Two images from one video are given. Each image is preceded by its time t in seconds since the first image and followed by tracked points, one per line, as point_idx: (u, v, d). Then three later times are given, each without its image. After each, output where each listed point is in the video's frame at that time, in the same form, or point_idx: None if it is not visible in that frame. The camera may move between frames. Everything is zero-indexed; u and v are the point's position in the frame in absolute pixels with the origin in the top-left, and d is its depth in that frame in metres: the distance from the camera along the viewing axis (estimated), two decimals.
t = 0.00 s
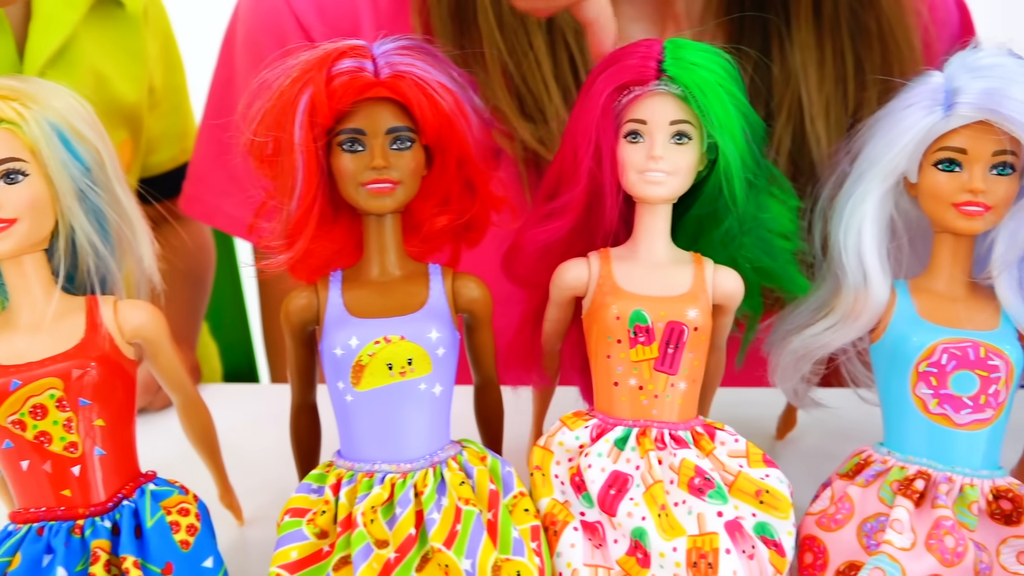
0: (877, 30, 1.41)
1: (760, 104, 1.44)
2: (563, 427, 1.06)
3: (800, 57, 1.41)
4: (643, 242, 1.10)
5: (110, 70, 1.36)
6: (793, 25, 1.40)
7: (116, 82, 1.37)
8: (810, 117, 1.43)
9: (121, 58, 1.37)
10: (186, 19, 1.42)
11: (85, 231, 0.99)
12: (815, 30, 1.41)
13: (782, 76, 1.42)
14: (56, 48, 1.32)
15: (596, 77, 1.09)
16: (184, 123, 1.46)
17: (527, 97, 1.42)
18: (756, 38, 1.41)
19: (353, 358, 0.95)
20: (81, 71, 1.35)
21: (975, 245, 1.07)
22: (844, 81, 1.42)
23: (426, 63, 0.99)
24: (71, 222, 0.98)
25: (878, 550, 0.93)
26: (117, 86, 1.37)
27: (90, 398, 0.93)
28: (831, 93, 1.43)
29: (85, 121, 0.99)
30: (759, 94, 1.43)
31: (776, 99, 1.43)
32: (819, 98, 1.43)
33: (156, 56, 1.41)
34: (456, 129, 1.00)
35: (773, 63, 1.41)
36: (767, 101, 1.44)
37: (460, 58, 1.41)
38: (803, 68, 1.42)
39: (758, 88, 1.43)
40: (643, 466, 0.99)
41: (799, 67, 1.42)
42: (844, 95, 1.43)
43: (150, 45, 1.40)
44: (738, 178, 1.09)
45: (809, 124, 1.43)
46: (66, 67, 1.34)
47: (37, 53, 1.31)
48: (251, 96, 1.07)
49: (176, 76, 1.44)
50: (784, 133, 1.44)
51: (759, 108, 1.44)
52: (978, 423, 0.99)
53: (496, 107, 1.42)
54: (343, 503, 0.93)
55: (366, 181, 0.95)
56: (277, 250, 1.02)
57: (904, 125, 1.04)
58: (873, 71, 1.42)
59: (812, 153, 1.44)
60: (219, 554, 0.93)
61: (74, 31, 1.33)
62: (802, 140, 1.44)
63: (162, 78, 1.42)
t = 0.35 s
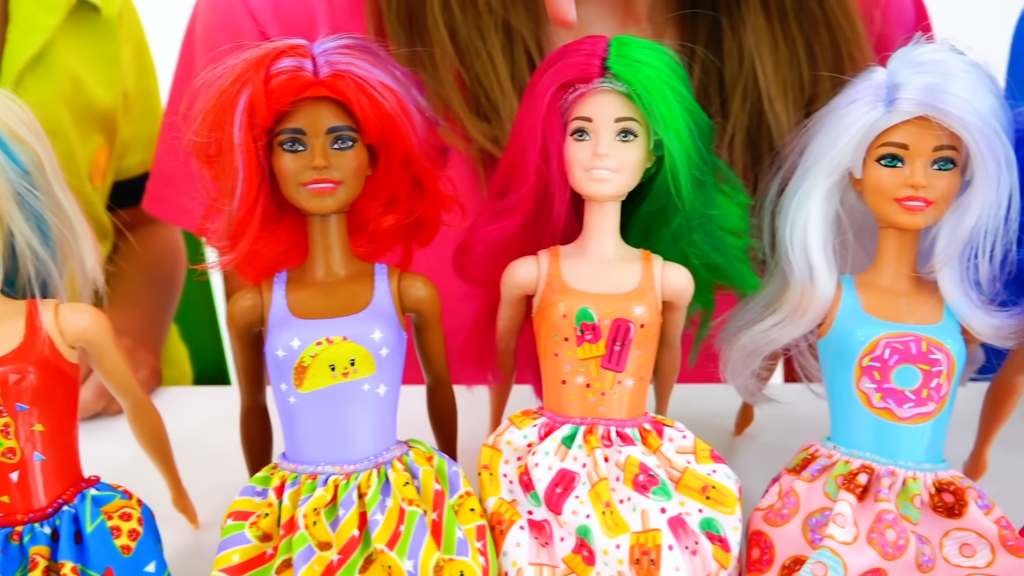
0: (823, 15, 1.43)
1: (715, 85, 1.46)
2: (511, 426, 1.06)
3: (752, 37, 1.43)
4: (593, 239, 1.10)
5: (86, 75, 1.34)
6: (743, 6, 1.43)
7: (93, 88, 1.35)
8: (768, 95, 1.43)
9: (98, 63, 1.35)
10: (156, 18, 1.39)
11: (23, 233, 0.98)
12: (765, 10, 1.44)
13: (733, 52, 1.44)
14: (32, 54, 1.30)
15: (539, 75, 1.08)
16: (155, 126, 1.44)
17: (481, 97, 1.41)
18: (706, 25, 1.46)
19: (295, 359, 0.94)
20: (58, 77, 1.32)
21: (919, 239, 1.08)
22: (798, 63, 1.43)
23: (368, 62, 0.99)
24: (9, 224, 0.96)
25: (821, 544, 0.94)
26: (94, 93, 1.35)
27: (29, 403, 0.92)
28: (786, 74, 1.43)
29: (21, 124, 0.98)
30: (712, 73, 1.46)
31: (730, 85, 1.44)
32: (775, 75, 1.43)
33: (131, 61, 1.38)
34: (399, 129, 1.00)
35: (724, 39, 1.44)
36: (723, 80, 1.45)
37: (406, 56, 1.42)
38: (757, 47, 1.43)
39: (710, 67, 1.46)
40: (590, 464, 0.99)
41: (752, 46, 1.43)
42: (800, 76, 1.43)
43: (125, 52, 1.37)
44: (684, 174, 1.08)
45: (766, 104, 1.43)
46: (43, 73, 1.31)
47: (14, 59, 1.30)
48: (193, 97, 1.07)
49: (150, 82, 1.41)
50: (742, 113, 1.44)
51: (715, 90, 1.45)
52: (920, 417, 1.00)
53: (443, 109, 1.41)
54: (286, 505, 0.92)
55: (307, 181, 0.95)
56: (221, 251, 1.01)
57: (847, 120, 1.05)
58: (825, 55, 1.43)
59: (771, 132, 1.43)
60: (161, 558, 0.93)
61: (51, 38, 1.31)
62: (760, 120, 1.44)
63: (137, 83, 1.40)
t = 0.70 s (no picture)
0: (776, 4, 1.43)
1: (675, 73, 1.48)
2: (462, 431, 1.06)
3: (711, 27, 1.44)
4: (546, 243, 1.09)
5: (59, 81, 1.38)
6: None
7: (66, 95, 1.39)
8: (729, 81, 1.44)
9: (70, 70, 1.40)
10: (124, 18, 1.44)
11: None
12: None
13: (692, 42, 1.46)
14: (6, 58, 1.33)
15: (488, 79, 1.08)
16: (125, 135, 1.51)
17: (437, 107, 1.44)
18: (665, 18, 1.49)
19: (241, 367, 0.94)
20: (30, 82, 1.36)
21: (867, 240, 1.08)
22: (756, 49, 1.44)
23: (314, 68, 0.98)
24: None
25: (768, 546, 0.94)
26: (66, 100, 1.39)
27: None
28: (745, 63, 1.45)
29: None
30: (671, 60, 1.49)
31: (690, 75, 1.46)
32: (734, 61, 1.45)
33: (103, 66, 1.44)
34: (346, 134, 0.99)
35: (681, 28, 1.47)
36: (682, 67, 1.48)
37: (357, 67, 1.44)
38: (717, 37, 1.44)
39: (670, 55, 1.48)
40: (540, 468, 1.00)
41: (711, 36, 1.44)
42: (758, 64, 1.45)
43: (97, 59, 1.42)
44: (632, 179, 1.08)
45: (728, 91, 1.44)
46: (16, 78, 1.35)
47: None
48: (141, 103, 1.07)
49: (123, 88, 1.47)
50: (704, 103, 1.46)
51: (675, 79, 1.48)
52: (868, 417, 1.01)
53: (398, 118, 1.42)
54: (232, 514, 0.92)
55: (251, 188, 0.94)
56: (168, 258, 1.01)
57: (795, 121, 1.05)
58: (780, 43, 1.45)
59: (734, 120, 1.44)
60: (106, 569, 0.92)
61: (25, 45, 1.35)
62: (721, 108, 1.45)
63: (109, 87, 1.45)
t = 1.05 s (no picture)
0: (749, 6, 1.48)
1: (651, 86, 1.51)
2: (417, 437, 1.06)
3: (686, 36, 1.48)
4: (501, 250, 1.10)
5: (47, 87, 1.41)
6: (674, 4, 1.49)
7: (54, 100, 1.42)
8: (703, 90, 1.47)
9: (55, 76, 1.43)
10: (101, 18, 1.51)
11: None
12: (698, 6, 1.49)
13: (668, 53, 1.50)
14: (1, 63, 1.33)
15: (442, 85, 1.09)
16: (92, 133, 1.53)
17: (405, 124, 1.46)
18: (642, 28, 1.54)
19: (190, 376, 0.94)
20: (21, 90, 1.36)
21: (819, 245, 1.09)
22: (729, 58, 1.49)
23: (264, 75, 0.98)
24: None
25: (718, 549, 0.95)
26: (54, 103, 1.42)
27: None
28: (719, 69, 1.49)
29: None
30: (648, 74, 1.52)
31: (667, 83, 1.49)
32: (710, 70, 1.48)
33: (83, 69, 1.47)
34: (297, 141, 0.99)
35: (658, 38, 1.51)
36: (660, 81, 1.51)
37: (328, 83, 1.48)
38: (691, 44, 1.47)
39: (647, 69, 1.52)
40: (493, 474, 1.00)
41: (686, 45, 1.48)
42: (731, 71, 1.49)
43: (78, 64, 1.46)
44: (586, 185, 1.09)
45: (702, 98, 1.46)
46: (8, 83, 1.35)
47: None
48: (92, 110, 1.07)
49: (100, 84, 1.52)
50: (679, 112, 1.47)
51: (652, 92, 1.51)
52: (818, 420, 1.02)
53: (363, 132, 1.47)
54: (182, 523, 0.92)
55: (201, 196, 0.94)
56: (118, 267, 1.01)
57: (746, 126, 1.06)
58: (753, 47, 1.49)
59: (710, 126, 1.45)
60: None
61: (15, 54, 1.36)
62: (697, 115, 1.47)
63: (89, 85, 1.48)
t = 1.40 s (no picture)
0: (712, 7, 1.50)
1: (619, 90, 1.52)
2: (368, 440, 1.07)
3: (651, 38, 1.50)
4: (452, 252, 1.10)
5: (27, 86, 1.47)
6: (639, 9, 1.52)
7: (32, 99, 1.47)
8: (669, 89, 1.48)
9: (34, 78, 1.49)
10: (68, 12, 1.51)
11: None
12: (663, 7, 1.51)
13: (634, 57, 1.52)
14: None
15: (391, 88, 1.09)
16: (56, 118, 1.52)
17: (364, 116, 1.51)
18: (609, 33, 1.55)
19: (135, 381, 0.94)
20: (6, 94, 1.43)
21: (766, 244, 1.10)
22: (694, 61, 1.51)
23: (209, 80, 0.98)
24: None
25: (663, 546, 0.95)
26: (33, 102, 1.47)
27: None
28: (684, 70, 1.51)
29: None
30: (615, 80, 1.53)
31: (635, 86, 1.51)
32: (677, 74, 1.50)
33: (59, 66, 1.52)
34: (242, 146, 0.99)
35: (625, 42, 1.53)
36: (627, 86, 1.52)
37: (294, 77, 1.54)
38: (656, 45, 1.50)
39: (613, 75, 1.53)
40: (442, 475, 1.00)
41: (651, 47, 1.50)
42: (695, 72, 1.51)
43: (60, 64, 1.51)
44: (534, 187, 1.10)
45: (669, 98, 1.46)
46: None
47: None
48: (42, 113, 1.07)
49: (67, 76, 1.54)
50: (647, 117, 1.48)
51: (620, 96, 1.52)
52: (764, 417, 1.03)
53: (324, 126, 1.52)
54: (126, 529, 0.92)
55: (143, 202, 0.94)
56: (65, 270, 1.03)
57: (693, 127, 1.07)
58: (716, 47, 1.52)
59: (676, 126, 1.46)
60: None
61: None
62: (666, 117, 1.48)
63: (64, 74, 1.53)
